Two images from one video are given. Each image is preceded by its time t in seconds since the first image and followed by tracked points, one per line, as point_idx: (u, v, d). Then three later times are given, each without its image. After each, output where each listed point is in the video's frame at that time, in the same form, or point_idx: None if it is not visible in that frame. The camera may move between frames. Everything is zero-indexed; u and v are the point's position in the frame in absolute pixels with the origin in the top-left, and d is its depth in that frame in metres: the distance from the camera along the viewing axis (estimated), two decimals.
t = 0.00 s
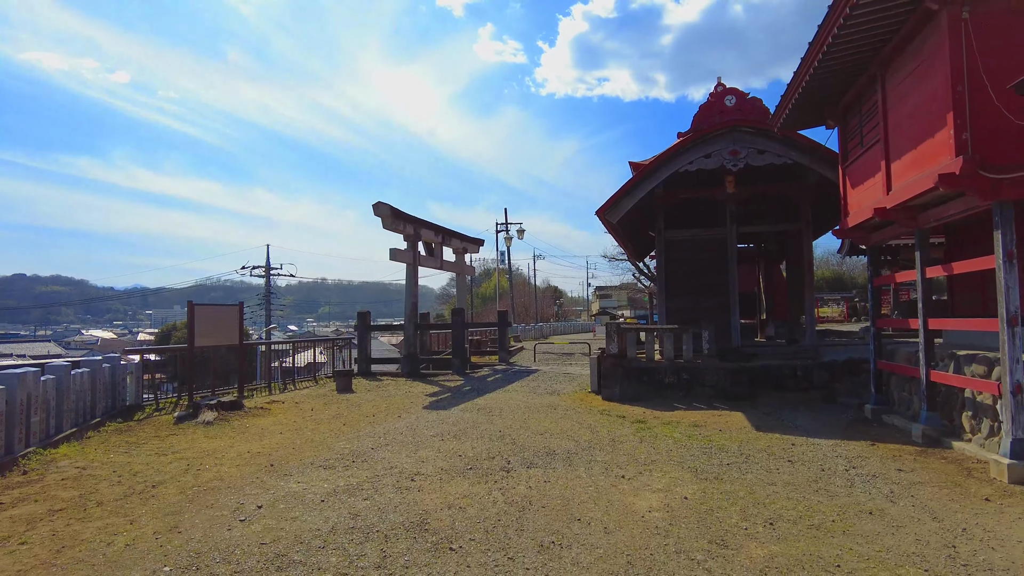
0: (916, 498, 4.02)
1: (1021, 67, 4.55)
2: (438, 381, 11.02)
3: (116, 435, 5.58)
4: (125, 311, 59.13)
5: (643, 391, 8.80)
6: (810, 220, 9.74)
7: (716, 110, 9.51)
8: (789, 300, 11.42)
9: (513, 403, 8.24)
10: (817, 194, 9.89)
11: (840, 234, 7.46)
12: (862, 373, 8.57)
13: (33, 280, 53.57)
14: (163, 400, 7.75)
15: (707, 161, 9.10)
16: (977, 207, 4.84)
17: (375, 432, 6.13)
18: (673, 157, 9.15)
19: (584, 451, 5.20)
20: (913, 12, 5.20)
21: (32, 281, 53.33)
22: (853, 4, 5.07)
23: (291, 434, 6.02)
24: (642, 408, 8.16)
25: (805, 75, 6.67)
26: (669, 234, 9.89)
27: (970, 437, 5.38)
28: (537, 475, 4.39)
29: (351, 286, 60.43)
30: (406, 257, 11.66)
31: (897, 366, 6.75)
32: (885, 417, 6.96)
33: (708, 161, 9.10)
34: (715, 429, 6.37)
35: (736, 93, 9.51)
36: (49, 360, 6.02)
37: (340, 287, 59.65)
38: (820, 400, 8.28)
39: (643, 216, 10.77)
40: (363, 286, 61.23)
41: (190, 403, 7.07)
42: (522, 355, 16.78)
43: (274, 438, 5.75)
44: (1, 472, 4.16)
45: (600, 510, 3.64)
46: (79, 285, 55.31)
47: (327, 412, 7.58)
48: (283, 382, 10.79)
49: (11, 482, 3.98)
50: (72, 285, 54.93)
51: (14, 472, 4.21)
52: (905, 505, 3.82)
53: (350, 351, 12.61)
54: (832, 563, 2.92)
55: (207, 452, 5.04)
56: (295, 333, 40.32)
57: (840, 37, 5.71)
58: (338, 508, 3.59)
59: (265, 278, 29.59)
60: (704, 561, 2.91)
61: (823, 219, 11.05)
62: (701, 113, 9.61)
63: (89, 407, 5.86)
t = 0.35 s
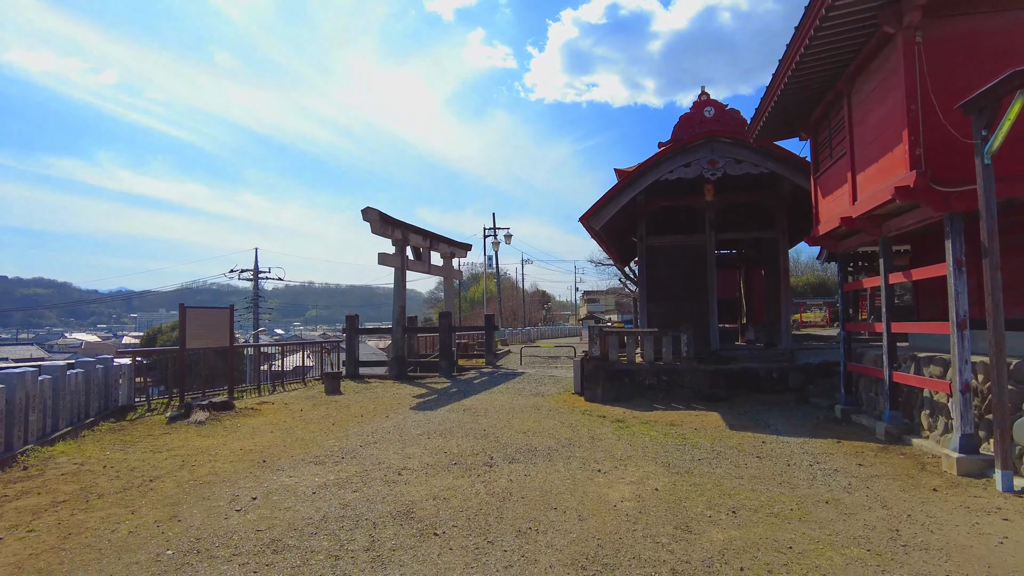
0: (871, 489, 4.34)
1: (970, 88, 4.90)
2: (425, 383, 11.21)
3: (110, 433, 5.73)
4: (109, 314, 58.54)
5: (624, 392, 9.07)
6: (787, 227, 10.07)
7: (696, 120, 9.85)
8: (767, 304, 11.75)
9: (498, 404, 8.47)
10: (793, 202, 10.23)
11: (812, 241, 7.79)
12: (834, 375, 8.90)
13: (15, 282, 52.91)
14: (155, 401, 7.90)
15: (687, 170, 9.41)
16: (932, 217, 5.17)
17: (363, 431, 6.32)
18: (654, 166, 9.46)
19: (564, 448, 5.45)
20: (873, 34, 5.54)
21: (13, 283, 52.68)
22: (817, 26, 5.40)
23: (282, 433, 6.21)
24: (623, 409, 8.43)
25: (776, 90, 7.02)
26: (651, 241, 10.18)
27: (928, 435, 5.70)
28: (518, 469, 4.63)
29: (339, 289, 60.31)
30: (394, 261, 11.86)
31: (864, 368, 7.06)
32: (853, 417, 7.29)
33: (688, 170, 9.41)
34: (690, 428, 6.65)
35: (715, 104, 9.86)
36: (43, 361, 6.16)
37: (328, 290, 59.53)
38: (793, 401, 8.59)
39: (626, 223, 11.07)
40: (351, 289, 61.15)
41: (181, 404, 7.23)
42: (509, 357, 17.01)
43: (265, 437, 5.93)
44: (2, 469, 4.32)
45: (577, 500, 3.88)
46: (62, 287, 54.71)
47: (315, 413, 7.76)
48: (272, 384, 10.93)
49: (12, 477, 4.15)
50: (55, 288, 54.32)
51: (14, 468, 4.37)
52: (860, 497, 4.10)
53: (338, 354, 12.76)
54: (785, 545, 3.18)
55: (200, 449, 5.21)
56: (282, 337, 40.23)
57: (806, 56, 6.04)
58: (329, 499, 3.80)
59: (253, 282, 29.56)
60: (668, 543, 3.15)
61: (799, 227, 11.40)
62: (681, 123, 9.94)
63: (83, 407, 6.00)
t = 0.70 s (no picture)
0: (831, 487, 4.62)
1: (925, 109, 5.22)
2: (412, 389, 11.40)
3: (103, 438, 5.88)
4: (95, 320, 58.05)
5: (606, 397, 9.30)
6: (764, 236, 10.38)
7: (676, 133, 10.16)
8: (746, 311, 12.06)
9: (484, 409, 8.68)
10: (770, 212, 10.54)
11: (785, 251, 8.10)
12: (809, 380, 9.20)
13: None
14: (146, 406, 8.03)
15: (667, 181, 9.70)
16: (891, 230, 5.48)
17: (350, 435, 6.51)
18: (635, 177, 9.74)
19: (544, 450, 5.68)
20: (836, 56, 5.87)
21: None
22: (784, 48, 5.71)
23: (272, 437, 6.39)
24: (605, 413, 8.67)
25: (750, 106, 7.34)
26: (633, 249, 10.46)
27: (892, 437, 5.99)
28: (499, 470, 4.85)
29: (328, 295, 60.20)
30: (382, 268, 12.05)
31: (834, 373, 7.36)
32: (825, 420, 7.58)
33: (668, 181, 9.70)
34: (668, 431, 6.90)
35: (694, 117, 10.17)
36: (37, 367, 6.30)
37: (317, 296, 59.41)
38: (769, 405, 8.88)
39: (609, 232, 11.34)
40: (340, 295, 61.06)
41: (172, 409, 7.37)
42: (496, 363, 17.22)
43: (255, 441, 6.11)
44: None
45: (553, 499, 4.11)
46: (47, 292, 54.20)
47: (304, 418, 7.94)
48: (261, 390, 11.07)
49: (10, 480, 4.30)
50: (40, 294, 53.80)
51: (11, 471, 4.52)
52: (820, 495, 4.37)
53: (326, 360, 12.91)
54: (745, 538, 3.43)
55: (192, 453, 5.38)
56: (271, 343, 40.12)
57: (776, 76, 6.36)
58: (317, 498, 4.00)
59: (241, 288, 29.57)
60: (635, 537, 3.39)
61: (777, 236, 11.74)
62: (662, 136, 10.25)
63: (76, 412, 6.14)
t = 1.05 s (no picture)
0: (788, 480, 4.90)
1: (878, 122, 5.53)
2: (396, 391, 11.58)
3: (90, 439, 6.03)
4: (77, 324, 57.39)
5: (585, 398, 9.56)
6: (738, 241, 10.69)
7: (652, 141, 10.46)
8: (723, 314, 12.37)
9: (465, 410, 8.90)
10: (744, 217, 10.86)
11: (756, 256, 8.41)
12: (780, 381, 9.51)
13: None
14: (132, 408, 8.16)
15: (643, 188, 10.01)
16: (848, 237, 5.78)
17: (334, 436, 6.70)
18: (613, 184, 10.03)
19: (520, 448, 5.91)
20: (797, 71, 6.19)
21: None
22: (747, 63, 6.01)
23: (257, 437, 6.56)
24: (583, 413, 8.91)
25: (719, 117, 7.65)
26: (611, 254, 10.75)
27: (852, 434, 6.29)
28: (475, 467, 5.07)
29: (314, 298, 60.03)
30: (367, 272, 12.23)
31: (801, 374, 7.66)
32: (793, 419, 7.88)
33: (644, 188, 10.01)
34: (641, 430, 7.16)
35: (670, 126, 10.48)
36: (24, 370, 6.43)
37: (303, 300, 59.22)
38: (742, 404, 9.19)
39: (588, 237, 11.62)
40: (327, 299, 60.91)
41: (158, 411, 7.52)
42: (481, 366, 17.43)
43: (240, 441, 6.28)
44: None
45: (524, 492, 4.34)
46: (28, 296, 53.54)
47: (289, 419, 8.10)
48: (247, 393, 11.20)
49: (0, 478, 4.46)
50: (21, 298, 53.13)
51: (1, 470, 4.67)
52: (775, 487, 4.65)
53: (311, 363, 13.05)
54: (699, 525, 3.69)
55: (178, 452, 5.55)
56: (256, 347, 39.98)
57: (741, 89, 6.67)
58: (299, 493, 4.20)
59: (227, 292, 29.55)
60: (597, 525, 3.63)
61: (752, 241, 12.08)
62: (638, 143, 10.55)
63: (63, 413, 6.28)
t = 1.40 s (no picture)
0: (742, 478, 5.19)
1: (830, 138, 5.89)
2: (373, 395, 11.71)
3: (66, 442, 6.09)
4: (46, 326, 56.12)
5: (559, 401, 9.80)
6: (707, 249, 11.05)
7: (624, 151, 10.78)
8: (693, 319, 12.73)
9: (441, 412, 9.08)
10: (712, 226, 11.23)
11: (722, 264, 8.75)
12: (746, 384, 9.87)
13: None
14: (108, 412, 8.19)
15: (615, 198, 10.33)
16: (803, 247, 6.13)
17: (310, 438, 6.84)
18: (585, 193, 10.34)
19: (491, 449, 6.12)
20: (757, 88, 6.53)
21: None
22: (709, 81, 6.34)
23: (234, 439, 6.68)
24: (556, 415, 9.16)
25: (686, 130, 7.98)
26: (584, 261, 11.05)
27: (808, 434, 6.62)
28: (447, 467, 5.27)
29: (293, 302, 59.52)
30: (344, 277, 12.35)
31: (763, 377, 8.00)
32: (756, 420, 8.22)
33: (616, 198, 10.33)
34: (610, 431, 7.43)
35: (641, 137, 10.81)
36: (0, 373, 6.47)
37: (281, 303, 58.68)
38: (709, 407, 9.52)
39: (563, 244, 11.91)
40: (305, 302, 60.44)
41: (135, 414, 7.58)
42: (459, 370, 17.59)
43: (217, 443, 6.40)
44: None
45: (493, 489, 4.55)
46: None
47: (266, 422, 8.21)
48: (224, 396, 11.24)
49: None
50: None
51: None
52: (730, 484, 4.93)
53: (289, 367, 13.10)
54: (654, 519, 3.95)
55: (154, 454, 5.65)
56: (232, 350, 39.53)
57: (705, 105, 6.99)
58: (275, 492, 4.37)
59: (203, 295, 29.27)
60: (558, 519, 3.87)
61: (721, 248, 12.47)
62: (611, 154, 10.86)
63: (40, 416, 6.34)
